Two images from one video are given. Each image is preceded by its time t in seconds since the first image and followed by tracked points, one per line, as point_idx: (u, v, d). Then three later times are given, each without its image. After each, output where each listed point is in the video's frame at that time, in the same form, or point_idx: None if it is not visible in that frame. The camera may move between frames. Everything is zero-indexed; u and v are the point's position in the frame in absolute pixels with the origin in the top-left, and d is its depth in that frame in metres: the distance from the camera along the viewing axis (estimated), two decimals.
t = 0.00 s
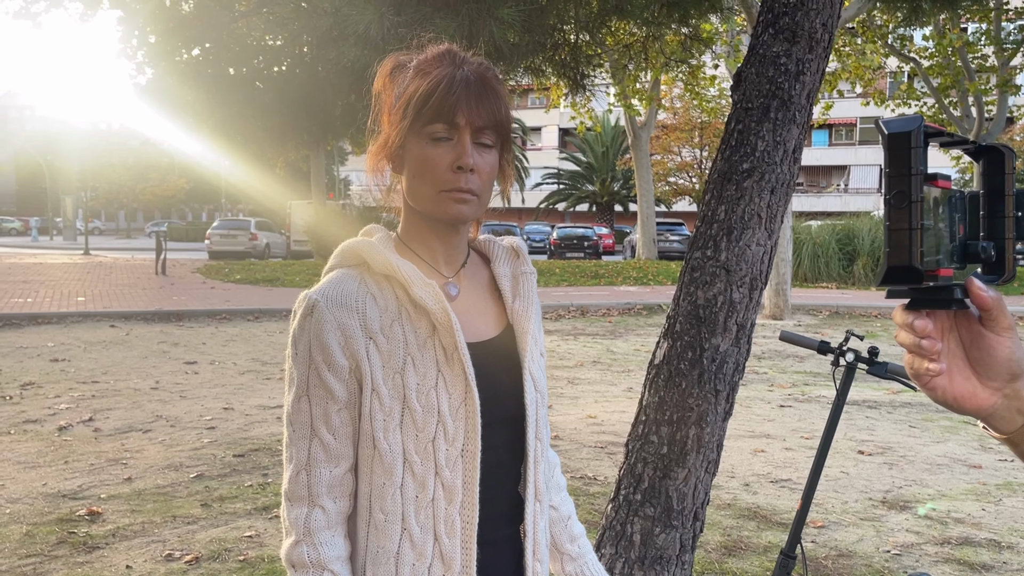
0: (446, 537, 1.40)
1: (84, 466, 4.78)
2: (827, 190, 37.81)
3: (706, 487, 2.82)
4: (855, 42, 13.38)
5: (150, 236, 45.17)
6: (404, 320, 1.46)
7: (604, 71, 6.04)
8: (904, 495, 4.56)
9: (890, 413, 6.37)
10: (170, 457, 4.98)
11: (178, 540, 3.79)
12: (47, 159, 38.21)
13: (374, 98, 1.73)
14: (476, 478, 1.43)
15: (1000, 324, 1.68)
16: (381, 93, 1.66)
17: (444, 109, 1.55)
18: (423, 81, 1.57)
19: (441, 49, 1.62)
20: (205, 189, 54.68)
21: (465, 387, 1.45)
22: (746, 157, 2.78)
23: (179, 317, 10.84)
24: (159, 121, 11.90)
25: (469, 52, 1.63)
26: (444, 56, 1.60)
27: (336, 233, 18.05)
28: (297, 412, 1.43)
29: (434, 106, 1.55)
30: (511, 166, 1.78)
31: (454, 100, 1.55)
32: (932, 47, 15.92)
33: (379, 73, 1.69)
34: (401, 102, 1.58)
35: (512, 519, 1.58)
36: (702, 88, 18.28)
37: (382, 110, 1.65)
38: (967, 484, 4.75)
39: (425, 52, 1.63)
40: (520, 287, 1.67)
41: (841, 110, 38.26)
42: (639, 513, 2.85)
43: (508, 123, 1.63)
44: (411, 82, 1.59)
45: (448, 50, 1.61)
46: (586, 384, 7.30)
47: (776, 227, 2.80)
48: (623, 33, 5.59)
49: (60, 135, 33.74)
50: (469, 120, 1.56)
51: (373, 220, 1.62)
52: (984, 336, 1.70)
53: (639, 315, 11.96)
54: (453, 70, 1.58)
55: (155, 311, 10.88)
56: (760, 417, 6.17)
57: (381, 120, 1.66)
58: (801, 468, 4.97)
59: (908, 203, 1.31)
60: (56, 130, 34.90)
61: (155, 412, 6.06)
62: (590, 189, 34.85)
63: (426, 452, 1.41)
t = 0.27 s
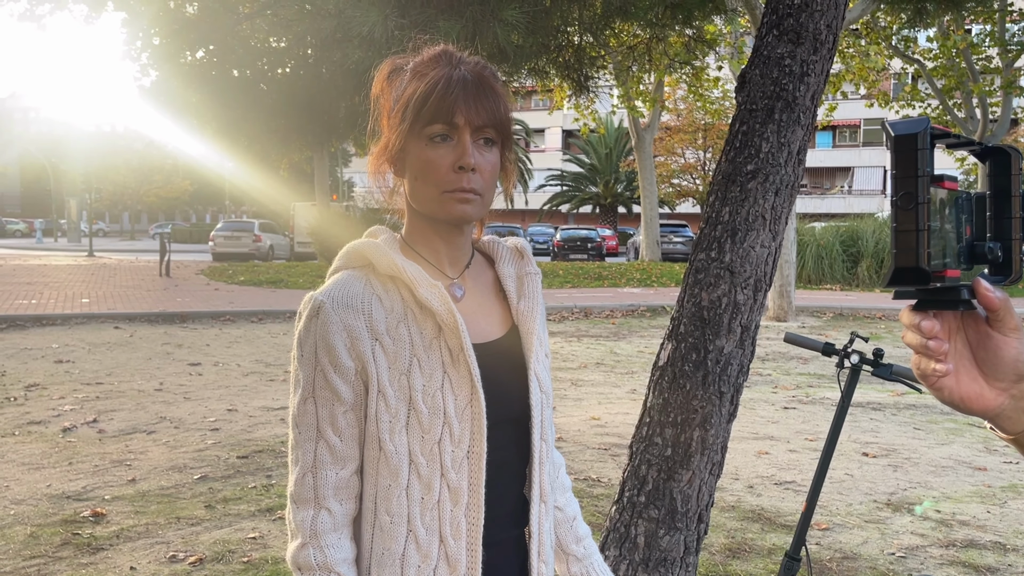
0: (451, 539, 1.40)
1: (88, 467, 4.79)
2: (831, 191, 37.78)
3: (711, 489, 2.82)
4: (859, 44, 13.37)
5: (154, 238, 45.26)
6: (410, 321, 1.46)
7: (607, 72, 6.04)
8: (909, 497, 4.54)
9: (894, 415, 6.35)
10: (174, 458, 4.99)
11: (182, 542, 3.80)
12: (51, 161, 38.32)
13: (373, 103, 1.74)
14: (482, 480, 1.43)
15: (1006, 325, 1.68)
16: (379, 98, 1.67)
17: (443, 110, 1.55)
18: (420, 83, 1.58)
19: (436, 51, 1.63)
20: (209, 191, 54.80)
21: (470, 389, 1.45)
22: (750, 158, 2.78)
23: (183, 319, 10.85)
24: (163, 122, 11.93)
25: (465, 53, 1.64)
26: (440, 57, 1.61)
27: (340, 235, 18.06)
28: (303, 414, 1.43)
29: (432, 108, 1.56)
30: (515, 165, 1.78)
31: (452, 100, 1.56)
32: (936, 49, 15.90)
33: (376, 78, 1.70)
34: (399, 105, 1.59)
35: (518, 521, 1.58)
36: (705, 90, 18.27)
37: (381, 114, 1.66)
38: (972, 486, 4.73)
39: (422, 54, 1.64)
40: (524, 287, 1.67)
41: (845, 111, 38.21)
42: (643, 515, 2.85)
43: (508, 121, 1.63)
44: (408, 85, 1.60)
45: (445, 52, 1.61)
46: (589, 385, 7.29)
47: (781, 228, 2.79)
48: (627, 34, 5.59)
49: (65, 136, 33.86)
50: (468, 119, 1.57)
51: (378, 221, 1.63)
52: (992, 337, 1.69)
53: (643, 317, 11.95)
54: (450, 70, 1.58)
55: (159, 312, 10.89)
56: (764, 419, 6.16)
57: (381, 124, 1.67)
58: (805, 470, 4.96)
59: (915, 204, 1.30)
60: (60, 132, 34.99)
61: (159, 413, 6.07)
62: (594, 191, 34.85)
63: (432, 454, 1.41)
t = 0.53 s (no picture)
0: (458, 547, 1.40)
1: (92, 470, 4.80)
2: (834, 193, 37.72)
3: (715, 493, 2.81)
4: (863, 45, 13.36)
5: (158, 239, 45.35)
6: (414, 330, 1.46)
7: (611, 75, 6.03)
8: (913, 501, 4.53)
9: (899, 418, 6.34)
10: (178, 461, 4.99)
11: (186, 545, 3.80)
12: (55, 163, 38.42)
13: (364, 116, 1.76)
14: (488, 488, 1.42)
15: (1015, 333, 1.67)
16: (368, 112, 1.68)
17: (427, 118, 1.56)
18: (402, 95, 1.59)
19: (418, 58, 1.63)
20: (213, 193, 54.91)
21: (476, 397, 1.45)
22: (755, 162, 2.77)
23: (186, 321, 10.87)
24: (166, 124, 11.94)
25: (448, 56, 1.63)
26: (422, 64, 1.61)
27: (343, 237, 18.07)
28: (308, 424, 1.43)
29: (416, 117, 1.56)
30: (513, 166, 1.77)
31: (435, 108, 1.56)
32: (939, 50, 15.89)
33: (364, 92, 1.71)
34: (386, 117, 1.60)
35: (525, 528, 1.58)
36: (708, 91, 18.26)
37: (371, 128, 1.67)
38: (977, 490, 4.72)
39: (405, 62, 1.64)
40: (528, 292, 1.66)
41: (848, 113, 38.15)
42: (647, 519, 2.84)
43: (497, 122, 1.62)
44: (393, 96, 1.60)
45: (425, 58, 1.61)
46: (592, 388, 7.29)
47: (785, 232, 2.79)
48: (630, 36, 5.59)
49: (69, 137, 33.93)
50: (453, 126, 1.56)
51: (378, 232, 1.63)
52: (999, 345, 1.69)
53: (646, 319, 11.94)
54: (431, 76, 1.58)
55: (163, 314, 10.90)
56: (768, 422, 6.15)
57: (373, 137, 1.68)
58: (809, 473, 4.95)
59: (923, 212, 1.30)
60: (64, 134, 35.08)
61: (163, 416, 6.07)
62: (596, 193, 34.86)
63: (437, 462, 1.41)
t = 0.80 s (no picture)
0: (454, 553, 1.40)
1: (93, 472, 4.80)
2: (837, 195, 37.68)
3: (716, 495, 2.80)
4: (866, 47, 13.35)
5: (161, 241, 45.43)
6: (406, 334, 1.45)
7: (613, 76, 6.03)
8: (916, 503, 4.51)
9: (901, 420, 6.32)
10: (179, 463, 4.99)
11: (187, 547, 3.79)
12: (59, 164, 38.52)
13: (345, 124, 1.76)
14: (484, 493, 1.42)
15: (1015, 338, 1.67)
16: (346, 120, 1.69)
17: (402, 122, 1.55)
18: (377, 100, 1.59)
19: (389, 61, 1.63)
20: (216, 195, 54.99)
21: (469, 401, 1.44)
22: (755, 164, 2.77)
23: (188, 323, 10.87)
24: (169, 126, 11.96)
25: (420, 57, 1.63)
26: (394, 68, 1.61)
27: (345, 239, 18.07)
28: (301, 433, 1.43)
29: (392, 122, 1.56)
30: (498, 163, 1.76)
31: (410, 112, 1.56)
32: (942, 52, 15.88)
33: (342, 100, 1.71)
34: (363, 124, 1.60)
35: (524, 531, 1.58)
36: (710, 93, 18.25)
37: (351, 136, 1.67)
38: (980, 492, 4.70)
39: (377, 67, 1.63)
40: (521, 292, 1.66)
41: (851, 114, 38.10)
42: (648, 521, 2.83)
43: (475, 120, 1.62)
44: (367, 103, 1.61)
45: (398, 61, 1.61)
46: (594, 390, 7.28)
47: (786, 233, 2.78)
48: (632, 38, 5.57)
49: (72, 139, 34.00)
50: (429, 128, 1.56)
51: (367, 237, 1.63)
52: (998, 350, 1.68)
53: (648, 321, 11.93)
54: (404, 79, 1.58)
55: (165, 316, 10.91)
56: (770, 424, 6.13)
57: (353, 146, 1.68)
58: (811, 475, 4.94)
59: (922, 216, 1.29)
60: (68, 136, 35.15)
61: (164, 417, 6.07)
62: (599, 194, 34.85)
63: (432, 468, 1.41)
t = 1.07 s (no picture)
0: (450, 555, 1.40)
1: (94, 473, 4.80)
2: (839, 197, 37.64)
3: (716, 497, 2.80)
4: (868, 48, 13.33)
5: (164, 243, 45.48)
6: (402, 336, 1.46)
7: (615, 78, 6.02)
8: (917, 506, 4.50)
9: (903, 422, 6.31)
10: (180, 464, 4.99)
11: (188, 549, 3.79)
12: (62, 166, 38.62)
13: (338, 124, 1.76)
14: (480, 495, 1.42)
15: (1017, 347, 1.67)
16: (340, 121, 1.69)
17: (397, 124, 1.55)
18: (371, 101, 1.58)
19: (382, 62, 1.63)
20: (218, 197, 55.06)
21: (465, 403, 1.44)
22: (756, 165, 2.76)
23: (190, 324, 10.88)
24: (170, 127, 11.97)
25: (413, 56, 1.63)
26: (388, 68, 1.60)
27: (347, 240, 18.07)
28: (297, 435, 1.43)
29: (387, 124, 1.56)
30: (492, 162, 1.76)
31: (405, 113, 1.55)
32: (945, 53, 15.85)
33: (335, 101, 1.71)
34: (358, 125, 1.59)
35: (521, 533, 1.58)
36: (713, 95, 18.24)
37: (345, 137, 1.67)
38: (982, 494, 4.69)
39: (370, 68, 1.63)
40: (517, 292, 1.66)
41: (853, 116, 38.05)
42: (648, 523, 2.83)
43: (469, 120, 1.62)
44: (361, 103, 1.60)
45: (391, 61, 1.61)
46: (596, 392, 7.27)
47: (787, 234, 2.77)
48: (634, 39, 5.57)
49: (75, 140, 34.06)
50: (424, 128, 1.56)
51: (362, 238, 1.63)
52: (1000, 358, 1.68)
53: (650, 323, 11.92)
54: (398, 79, 1.57)
55: (167, 318, 10.92)
56: (772, 426, 6.12)
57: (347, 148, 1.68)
58: (813, 477, 4.93)
59: (924, 222, 1.29)
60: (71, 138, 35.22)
61: (166, 419, 6.07)
62: (601, 196, 34.84)
63: (428, 470, 1.41)
